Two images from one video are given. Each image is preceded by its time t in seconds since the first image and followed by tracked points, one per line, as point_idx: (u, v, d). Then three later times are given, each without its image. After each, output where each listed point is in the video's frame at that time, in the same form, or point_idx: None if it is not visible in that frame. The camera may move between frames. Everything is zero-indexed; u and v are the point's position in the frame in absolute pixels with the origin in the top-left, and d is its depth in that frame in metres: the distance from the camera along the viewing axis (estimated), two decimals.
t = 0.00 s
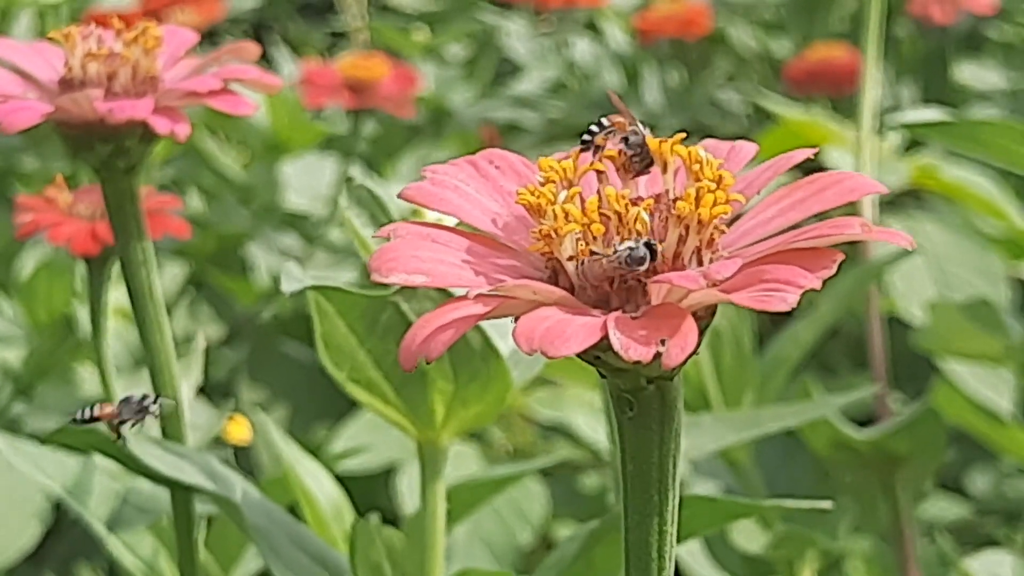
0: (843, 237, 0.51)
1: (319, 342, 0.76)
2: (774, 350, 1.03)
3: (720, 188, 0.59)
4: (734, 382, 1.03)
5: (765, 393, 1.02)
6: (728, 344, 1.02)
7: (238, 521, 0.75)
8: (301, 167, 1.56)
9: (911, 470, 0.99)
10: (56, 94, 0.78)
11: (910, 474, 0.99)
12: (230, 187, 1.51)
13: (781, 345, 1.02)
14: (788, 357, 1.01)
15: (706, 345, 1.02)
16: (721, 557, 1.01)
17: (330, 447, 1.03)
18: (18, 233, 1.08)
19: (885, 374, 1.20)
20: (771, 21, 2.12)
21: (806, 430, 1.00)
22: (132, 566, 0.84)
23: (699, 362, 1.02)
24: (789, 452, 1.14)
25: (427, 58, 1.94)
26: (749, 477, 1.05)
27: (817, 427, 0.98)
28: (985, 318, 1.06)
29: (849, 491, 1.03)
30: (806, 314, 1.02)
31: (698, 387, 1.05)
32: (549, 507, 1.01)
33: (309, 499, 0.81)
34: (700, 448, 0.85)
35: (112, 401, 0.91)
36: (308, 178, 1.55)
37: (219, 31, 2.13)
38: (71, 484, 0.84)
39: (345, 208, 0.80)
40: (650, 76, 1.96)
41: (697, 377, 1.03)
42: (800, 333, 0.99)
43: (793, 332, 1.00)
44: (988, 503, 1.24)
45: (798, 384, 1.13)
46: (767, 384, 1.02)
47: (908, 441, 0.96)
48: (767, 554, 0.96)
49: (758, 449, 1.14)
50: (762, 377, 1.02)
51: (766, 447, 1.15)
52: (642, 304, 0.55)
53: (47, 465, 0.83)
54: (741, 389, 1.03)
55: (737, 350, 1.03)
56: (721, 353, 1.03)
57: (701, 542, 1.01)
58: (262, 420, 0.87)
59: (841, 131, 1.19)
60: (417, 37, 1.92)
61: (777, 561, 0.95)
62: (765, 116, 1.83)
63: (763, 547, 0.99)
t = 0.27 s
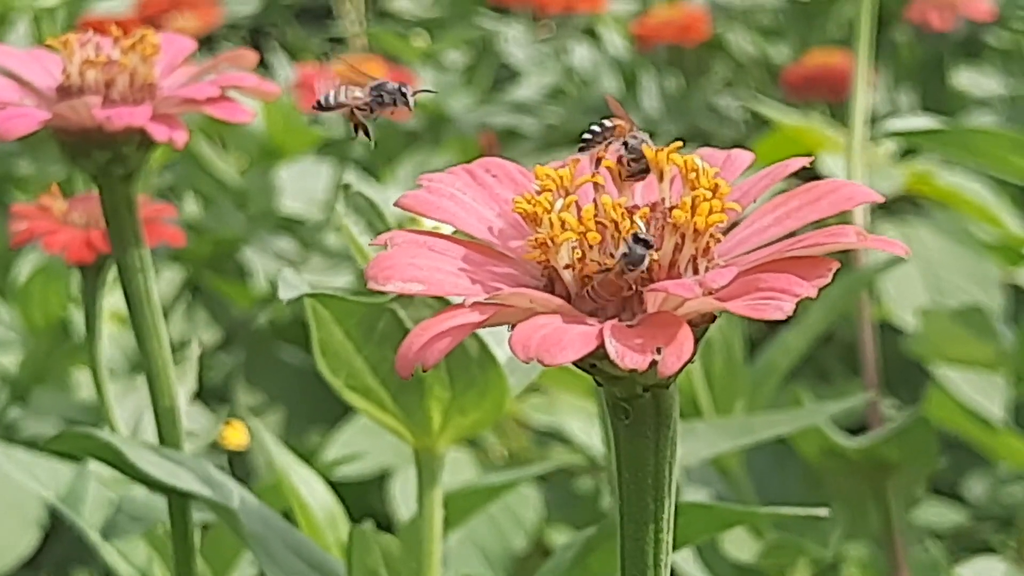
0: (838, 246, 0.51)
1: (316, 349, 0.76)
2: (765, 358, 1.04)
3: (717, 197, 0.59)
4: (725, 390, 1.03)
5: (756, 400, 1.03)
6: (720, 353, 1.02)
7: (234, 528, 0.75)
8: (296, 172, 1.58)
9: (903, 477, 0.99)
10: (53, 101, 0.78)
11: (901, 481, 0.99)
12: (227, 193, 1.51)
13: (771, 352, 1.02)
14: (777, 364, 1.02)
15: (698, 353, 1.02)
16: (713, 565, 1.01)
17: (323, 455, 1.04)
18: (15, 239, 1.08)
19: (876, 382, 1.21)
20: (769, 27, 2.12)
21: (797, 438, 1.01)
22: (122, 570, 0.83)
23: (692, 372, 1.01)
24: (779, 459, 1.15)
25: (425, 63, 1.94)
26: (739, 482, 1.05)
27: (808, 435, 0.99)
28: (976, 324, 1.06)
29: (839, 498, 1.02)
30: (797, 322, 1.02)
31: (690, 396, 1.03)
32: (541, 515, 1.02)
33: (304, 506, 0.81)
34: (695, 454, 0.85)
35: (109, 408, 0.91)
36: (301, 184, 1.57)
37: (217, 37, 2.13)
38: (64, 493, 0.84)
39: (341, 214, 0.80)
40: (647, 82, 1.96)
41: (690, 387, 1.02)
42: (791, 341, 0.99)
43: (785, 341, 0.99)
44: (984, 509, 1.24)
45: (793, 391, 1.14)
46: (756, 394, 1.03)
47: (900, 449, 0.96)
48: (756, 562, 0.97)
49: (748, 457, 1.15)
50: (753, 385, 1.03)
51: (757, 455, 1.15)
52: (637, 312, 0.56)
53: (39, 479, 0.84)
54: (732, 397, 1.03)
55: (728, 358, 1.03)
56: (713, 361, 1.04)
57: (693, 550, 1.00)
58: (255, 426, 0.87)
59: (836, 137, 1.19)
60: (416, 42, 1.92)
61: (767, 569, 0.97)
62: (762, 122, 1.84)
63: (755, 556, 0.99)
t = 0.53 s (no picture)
0: (832, 259, 0.52)
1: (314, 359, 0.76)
2: (763, 367, 1.03)
3: (712, 212, 0.60)
4: (723, 400, 1.03)
5: (755, 409, 1.03)
6: (718, 362, 1.02)
7: (233, 537, 0.75)
8: (297, 179, 1.54)
9: (902, 485, 0.99)
10: (52, 112, 0.78)
11: (901, 489, 0.99)
12: (227, 201, 1.52)
13: (769, 362, 1.02)
14: (776, 374, 1.01)
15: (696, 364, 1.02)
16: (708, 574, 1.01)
17: (322, 464, 1.05)
18: (14, 249, 1.09)
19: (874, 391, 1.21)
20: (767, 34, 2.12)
21: (796, 446, 1.01)
22: (124, 573, 0.85)
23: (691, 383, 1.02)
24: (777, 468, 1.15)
25: (424, 71, 1.94)
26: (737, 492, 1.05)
27: (807, 444, 0.99)
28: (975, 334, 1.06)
29: (839, 507, 1.02)
30: (795, 330, 1.02)
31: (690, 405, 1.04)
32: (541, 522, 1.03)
33: (303, 515, 0.81)
34: (693, 463, 0.86)
35: (108, 418, 0.92)
36: (302, 193, 1.52)
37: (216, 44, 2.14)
38: (64, 502, 0.85)
39: (340, 225, 0.80)
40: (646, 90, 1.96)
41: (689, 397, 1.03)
42: (788, 350, 0.99)
43: (781, 350, 1.00)
44: (983, 516, 1.24)
45: (791, 399, 1.14)
46: (756, 403, 1.03)
47: (898, 458, 0.96)
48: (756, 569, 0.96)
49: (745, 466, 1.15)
50: (752, 395, 1.03)
51: (755, 464, 1.15)
52: (633, 325, 0.56)
53: (40, 484, 0.84)
54: (731, 405, 1.03)
55: (727, 370, 1.03)
56: (711, 371, 1.04)
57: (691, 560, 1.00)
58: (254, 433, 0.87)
59: (834, 144, 1.20)
60: (415, 50, 1.92)
61: None
62: (761, 130, 1.84)
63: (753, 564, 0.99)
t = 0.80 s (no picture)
0: (831, 264, 0.52)
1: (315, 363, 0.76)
2: (767, 372, 1.03)
3: (711, 215, 0.60)
4: (727, 403, 1.03)
5: (758, 414, 1.02)
6: (721, 364, 1.02)
7: (234, 542, 0.75)
8: (297, 186, 1.51)
9: (905, 490, 0.99)
10: (53, 116, 0.78)
11: (904, 494, 0.99)
12: (228, 206, 1.52)
13: (772, 367, 1.02)
14: (779, 378, 1.01)
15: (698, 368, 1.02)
16: None
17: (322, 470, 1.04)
18: (15, 253, 1.09)
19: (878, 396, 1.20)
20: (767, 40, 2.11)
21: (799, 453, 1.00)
22: None
23: (693, 386, 1.00)
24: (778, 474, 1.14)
25: (424, 76, 1.94)
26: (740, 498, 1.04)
27: (809, 450, 0.98)
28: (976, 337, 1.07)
29: (840, 513, 1.02)
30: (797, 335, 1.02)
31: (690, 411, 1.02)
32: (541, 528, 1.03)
33: (303, 520, 0.81)
34: (695, 468, 0.85)
35: (109, 423, 0.91)
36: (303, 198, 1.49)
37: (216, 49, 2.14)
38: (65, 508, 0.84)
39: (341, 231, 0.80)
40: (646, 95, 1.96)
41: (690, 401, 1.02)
42: (791, 355, 0.98)
43: (784, 355, 0.99)
44: (984, 522, 1.24)
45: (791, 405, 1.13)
46: (759, 407, 1.02)
47: (903, 460, 0.96)
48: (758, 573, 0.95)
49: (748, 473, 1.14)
50: (755, 400, 1.02)
51: (758, 471, 1.15)
52: (631, 329, 0.56)
53: (41, 488, 0.84)
54: (734, 410, 1.03)
55: (729, 371, 1.03)
56: (714, 375, 1.03)
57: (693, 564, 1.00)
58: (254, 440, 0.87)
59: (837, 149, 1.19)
60: (415, 54, 1.92)
61: None
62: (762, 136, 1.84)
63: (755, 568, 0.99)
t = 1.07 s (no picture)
0: (825, 266, 0.52)
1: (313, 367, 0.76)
2: (757, 380, 1.03)
3: (706, 218, 0.60)
4: (716, 413, 1.03)
5: (749, 421, 1.02)
6: (713, 371, 1.02)
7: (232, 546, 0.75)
8: (297, 191, 1.58)
9: (898, 495, 0.98)
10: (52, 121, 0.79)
11: (896, 500, 0.99)
12: (229, 212, 1.53)
13: (762, 374, 1.02)
14: (768, 386, 1.01)
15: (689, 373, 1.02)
16: None
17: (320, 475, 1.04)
18: (15, 258, 1.09)
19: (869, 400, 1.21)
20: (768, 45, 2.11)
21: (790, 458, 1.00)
22: None
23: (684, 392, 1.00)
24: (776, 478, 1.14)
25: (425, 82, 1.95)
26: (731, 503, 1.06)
27: (800, 456, 0.99)
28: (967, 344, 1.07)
29: (836, 518, 1.03)
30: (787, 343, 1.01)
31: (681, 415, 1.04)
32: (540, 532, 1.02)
33: (299, 526, 0.81)
34: (691, 473, 0.85)
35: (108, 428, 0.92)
36: (303, 204, 1.57)
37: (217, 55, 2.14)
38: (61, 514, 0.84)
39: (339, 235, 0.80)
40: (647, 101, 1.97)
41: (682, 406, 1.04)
42: (782, 360, 0.99)
43: (775, 361, 0.99)
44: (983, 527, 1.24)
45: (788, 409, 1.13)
46: (749, 415, 1.02)
47: (894, 468, 0.96)
48: None
49: (741, 477, 1.13)
50: (746, 407, 1.02)
51: (751, 474, 1.14)
52: (628, 331, 0.56)
53: (38, 495, 0.84)
54: (726, 417, 1.02)
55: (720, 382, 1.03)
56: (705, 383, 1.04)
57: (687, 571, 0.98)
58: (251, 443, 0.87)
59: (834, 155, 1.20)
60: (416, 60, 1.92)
61: None
62: (762, 142, 1.84)
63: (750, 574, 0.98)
